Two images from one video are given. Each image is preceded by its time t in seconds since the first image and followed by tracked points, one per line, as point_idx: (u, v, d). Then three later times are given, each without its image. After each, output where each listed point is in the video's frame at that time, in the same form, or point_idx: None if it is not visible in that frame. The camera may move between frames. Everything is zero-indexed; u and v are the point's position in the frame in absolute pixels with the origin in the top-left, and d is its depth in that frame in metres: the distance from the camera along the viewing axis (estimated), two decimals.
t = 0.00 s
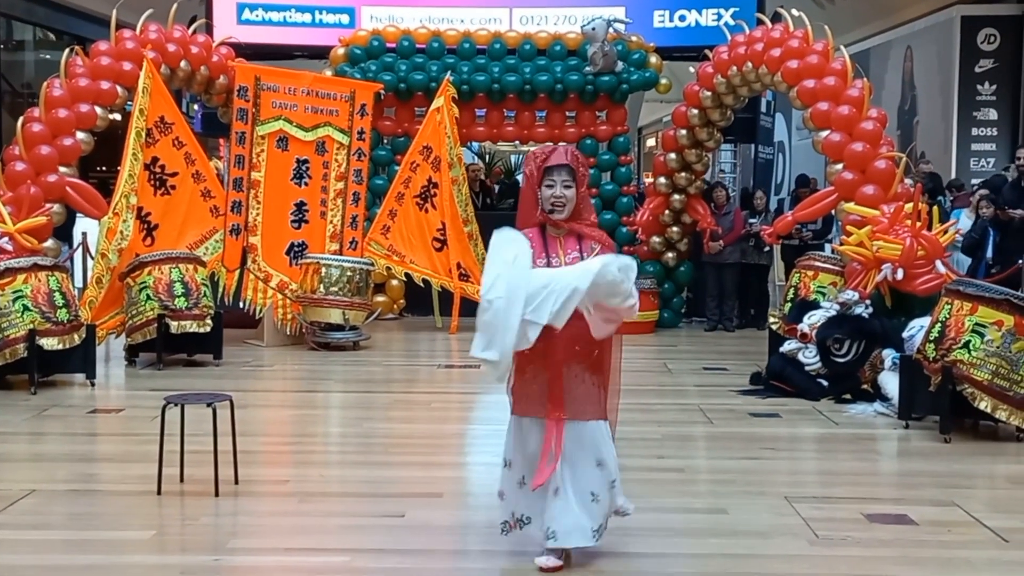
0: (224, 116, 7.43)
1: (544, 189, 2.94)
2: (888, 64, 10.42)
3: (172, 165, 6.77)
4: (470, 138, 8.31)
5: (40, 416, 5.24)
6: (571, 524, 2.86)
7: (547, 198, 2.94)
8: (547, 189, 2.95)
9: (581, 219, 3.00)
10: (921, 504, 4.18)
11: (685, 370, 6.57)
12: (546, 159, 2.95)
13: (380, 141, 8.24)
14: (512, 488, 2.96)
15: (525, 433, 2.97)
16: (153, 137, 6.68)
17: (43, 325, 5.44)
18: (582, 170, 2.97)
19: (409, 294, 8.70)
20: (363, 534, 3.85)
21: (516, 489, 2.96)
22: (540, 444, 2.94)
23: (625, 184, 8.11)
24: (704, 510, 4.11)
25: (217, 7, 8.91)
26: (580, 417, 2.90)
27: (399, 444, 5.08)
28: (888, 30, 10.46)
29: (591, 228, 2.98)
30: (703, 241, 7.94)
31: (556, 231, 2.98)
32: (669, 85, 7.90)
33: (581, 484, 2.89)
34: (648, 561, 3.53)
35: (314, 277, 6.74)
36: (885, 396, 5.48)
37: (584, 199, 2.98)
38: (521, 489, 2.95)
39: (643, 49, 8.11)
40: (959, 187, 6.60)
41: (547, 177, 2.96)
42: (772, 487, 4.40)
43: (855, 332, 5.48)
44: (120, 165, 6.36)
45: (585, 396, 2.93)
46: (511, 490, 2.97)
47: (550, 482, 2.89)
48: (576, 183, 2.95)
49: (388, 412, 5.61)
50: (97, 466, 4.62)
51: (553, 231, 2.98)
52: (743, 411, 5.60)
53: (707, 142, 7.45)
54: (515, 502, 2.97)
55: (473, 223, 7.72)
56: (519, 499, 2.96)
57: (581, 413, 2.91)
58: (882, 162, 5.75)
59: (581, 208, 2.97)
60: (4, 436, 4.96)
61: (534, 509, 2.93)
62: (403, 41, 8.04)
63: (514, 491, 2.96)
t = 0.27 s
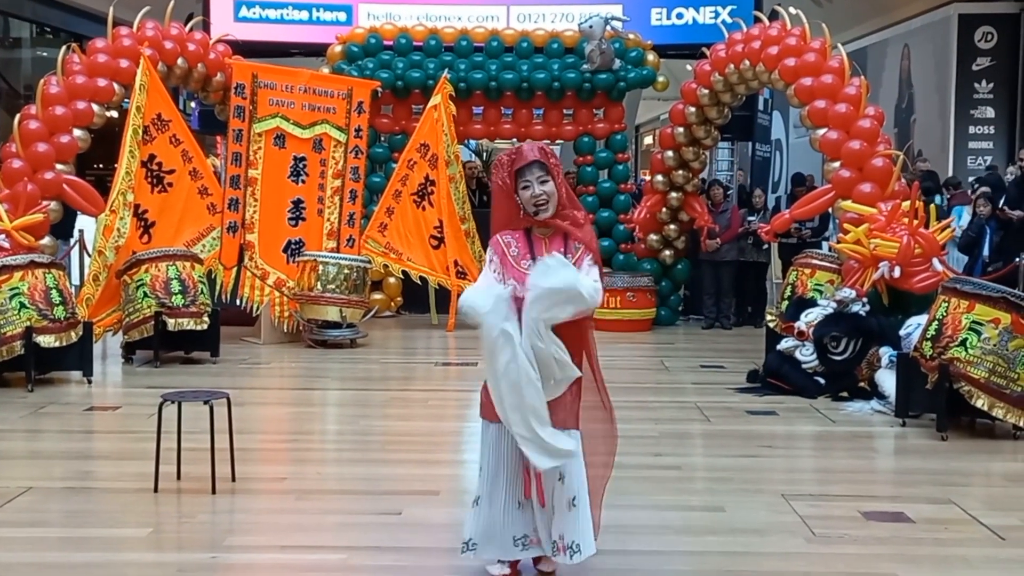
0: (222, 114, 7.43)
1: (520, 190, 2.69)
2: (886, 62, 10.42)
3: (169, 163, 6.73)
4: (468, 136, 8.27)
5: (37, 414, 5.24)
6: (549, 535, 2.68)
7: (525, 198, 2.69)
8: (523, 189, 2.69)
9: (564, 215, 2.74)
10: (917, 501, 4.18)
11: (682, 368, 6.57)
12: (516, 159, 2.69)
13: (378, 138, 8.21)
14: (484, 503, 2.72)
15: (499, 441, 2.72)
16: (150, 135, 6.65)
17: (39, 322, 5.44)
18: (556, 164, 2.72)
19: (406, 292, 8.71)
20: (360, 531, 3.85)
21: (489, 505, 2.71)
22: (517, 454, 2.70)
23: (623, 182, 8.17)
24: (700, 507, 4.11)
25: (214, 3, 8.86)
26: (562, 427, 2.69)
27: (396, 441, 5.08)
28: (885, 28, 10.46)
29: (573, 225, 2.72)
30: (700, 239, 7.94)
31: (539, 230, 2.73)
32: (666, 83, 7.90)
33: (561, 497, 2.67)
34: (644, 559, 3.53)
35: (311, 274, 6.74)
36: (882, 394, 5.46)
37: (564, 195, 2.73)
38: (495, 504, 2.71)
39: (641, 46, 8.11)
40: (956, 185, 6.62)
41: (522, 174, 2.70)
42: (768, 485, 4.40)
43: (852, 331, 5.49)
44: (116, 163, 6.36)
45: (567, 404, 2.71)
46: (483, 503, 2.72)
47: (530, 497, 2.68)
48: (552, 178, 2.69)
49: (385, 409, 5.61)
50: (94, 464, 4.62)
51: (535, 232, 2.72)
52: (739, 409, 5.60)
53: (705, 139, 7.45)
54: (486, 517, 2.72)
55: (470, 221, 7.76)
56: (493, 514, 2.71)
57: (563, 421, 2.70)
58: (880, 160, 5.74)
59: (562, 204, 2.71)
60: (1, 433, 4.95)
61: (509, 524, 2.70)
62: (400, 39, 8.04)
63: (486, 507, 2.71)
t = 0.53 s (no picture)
0: (220, 111, 7.42)
1: (505, 191, 2.54)
2: (883, 60, 10.42)
3: (167, 160, 6.72)
4: (466, 134, 8.28)
5: (35, 411, 5.24)
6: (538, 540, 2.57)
7: (512, 200, 2.55)
8: (510, 191, 2.54)
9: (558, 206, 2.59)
10: (914, 499, 4.19)
11: (680, 365, 6.57)
12: (494, 162, 2.55)
13: (375, 136, 8.21)
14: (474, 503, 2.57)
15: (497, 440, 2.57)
16: (148, 132, 6.65)
17: (37, 319, 5.44)
18: (536, 154, 2.57)
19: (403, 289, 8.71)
20: (358, 528, 3.85)
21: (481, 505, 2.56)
22: (517, 456, 2.55)
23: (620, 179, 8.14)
24: (698, 505, 4.11)
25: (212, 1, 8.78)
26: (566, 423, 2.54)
27: (394, 439, 5.08)
28: (883, 25, 10.45)
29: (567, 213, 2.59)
30: (697, 236, 7.94)
31: (535, 227, 2.60)
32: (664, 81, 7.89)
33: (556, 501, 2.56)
34: (641, 556, 3.54)
35: (309, 272, 6.74)
36: (879, 391, 5.49)
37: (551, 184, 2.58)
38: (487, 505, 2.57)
39: (639, 44, 8.09)
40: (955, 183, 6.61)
41: (506, 174, 2.55)
42: (765, 482, 4.41)
43: (849, 328, 5.50)
44: (114, 160, 6.36)
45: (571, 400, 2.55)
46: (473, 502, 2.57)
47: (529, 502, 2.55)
48: (534, 171, 2.55)
49: (383, 407, 5.62)
50: (91, 461, 4.62)
51: (533, 231, 2.59)
52: (737, 407, 5.61)
53: (703, 137, 7.45)
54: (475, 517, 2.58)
55: (468, 218, 7.80)
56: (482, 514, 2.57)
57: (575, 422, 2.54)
58: (877, 158, 5.74)
59: (550, 195, 2.57)
60: None
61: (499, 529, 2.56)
62: (398, 36, 8.03)
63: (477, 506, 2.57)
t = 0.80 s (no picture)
0: (217, 109, 7.41)
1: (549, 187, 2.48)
2: (881, 58, 10.42)
3: (164, 158, 6.71)
4: (463, 132, 8.29)
5: (32, 409, 5.24)
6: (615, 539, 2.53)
7: (557, 195, 2.47)
8: (555, 186, 2.48)
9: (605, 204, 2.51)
10: (911, 497, 4.19)
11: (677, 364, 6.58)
12: (539, 157, 2.50)
13: (373, 134, 8.21)
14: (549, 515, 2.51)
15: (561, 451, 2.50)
16: (145, 131, 6.65)
17: (34, 317, 5.44)
18: (584, 151, 2.50)
19: (400, 288, 8.71)
20: (356, 527, 3.85)
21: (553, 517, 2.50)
22: (586, 462, 2.49)
23: (618, 177, 8.22)
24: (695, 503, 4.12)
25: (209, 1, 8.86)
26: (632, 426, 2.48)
27: (391, 437, 5.08)
28: (880, 24, 10.45)
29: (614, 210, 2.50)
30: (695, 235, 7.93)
31: (580, 224, 2.51)
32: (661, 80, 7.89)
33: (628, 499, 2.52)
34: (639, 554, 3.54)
35: (306, 270, 6.74)
36: (876, 390, 5.48)
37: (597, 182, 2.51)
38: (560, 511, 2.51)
39: (636, 43, 8.07)
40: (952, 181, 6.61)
41: (551, 171, 2.49)
42: (762, 481, 4.41)
43: (846, 327, 5.50)
44: (111, 158, 6.36)
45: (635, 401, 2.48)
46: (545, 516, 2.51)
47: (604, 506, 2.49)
48: (580, 167, 2.49)
49: (380, 405, 5.62)
50: (89, 459, 4.62)
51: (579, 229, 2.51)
52: (734, 405, 5.61)
53: (700, 136, 7.43)
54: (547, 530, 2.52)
55: (464, 216, 7.80)
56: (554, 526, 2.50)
57: (635, 423, 2.48)
58: (874, 157, 5.74)
59: (597, 195, 2.49)
60: None
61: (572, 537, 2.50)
62: (396, 34, 8.01)
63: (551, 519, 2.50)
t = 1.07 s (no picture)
0: (214, 107, 7.41)
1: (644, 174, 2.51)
2: (878, 57, 10.41)
3: (161, 156, 6.72)
4: (460, 130, 8.30)
5: (28, 408, 5.23)
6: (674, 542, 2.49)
7: (648, 183, 2.51)
8: (650, 175, 2.51)
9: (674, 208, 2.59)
10: (908, 496, 4.19)
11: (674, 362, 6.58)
12: (651, 142, 2.51)
13: (370, 132, 8.21)
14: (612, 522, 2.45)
15: (614, 451, 2.51)
16: (141, 129, 6.66)
17: (31, 316, 5.44)
18: (687, 156, 2.55)
19: (398, 286, 8.72)
20: (353, 526, 3.85)
21: (620, 523, 2.45)
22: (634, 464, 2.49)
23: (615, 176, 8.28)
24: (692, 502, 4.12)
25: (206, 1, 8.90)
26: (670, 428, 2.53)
27: (389, 436, 5.08)
28: (878, 23, 10.43)
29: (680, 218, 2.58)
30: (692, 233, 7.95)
31: (647, 217, 2.57)
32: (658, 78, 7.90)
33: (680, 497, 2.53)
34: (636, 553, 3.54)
35: (303, 269, 6.75)
36: (873, 389, 5.48)
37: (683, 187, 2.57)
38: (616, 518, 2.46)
39: (633, 41, 8.06)
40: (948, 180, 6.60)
41: (650, 158, 2.51)
42: (760, 480, 4.41)
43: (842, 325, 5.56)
44: (108, 157, 6.35)
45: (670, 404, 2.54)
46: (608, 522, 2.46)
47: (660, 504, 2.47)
48: (680, 169, 2.53)
49: (377, 404, 5.62)
50: (86, 458, 4.61)
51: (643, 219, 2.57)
52: (731, 404, 5.61)
53: (698, 134, 7.43)
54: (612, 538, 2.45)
55: (462, 215, 7.75)
56: (621, 530, 2.45)
57: (671, 423, 2.54)
58: (871, 155, 5.75)
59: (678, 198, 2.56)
60: None
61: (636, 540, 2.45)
62: (393, 33, 8.00)
63: (616, 525, 2.45)
